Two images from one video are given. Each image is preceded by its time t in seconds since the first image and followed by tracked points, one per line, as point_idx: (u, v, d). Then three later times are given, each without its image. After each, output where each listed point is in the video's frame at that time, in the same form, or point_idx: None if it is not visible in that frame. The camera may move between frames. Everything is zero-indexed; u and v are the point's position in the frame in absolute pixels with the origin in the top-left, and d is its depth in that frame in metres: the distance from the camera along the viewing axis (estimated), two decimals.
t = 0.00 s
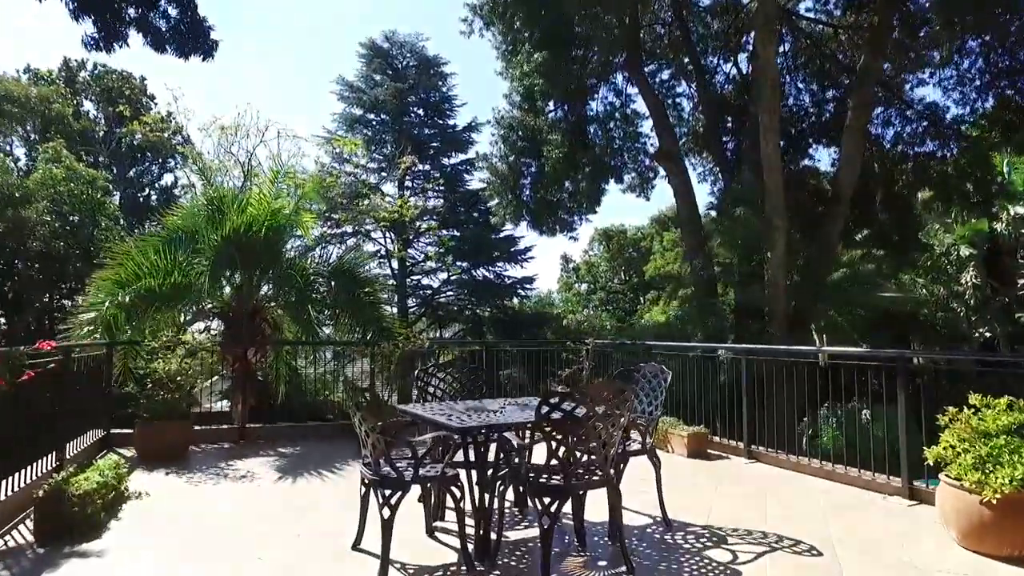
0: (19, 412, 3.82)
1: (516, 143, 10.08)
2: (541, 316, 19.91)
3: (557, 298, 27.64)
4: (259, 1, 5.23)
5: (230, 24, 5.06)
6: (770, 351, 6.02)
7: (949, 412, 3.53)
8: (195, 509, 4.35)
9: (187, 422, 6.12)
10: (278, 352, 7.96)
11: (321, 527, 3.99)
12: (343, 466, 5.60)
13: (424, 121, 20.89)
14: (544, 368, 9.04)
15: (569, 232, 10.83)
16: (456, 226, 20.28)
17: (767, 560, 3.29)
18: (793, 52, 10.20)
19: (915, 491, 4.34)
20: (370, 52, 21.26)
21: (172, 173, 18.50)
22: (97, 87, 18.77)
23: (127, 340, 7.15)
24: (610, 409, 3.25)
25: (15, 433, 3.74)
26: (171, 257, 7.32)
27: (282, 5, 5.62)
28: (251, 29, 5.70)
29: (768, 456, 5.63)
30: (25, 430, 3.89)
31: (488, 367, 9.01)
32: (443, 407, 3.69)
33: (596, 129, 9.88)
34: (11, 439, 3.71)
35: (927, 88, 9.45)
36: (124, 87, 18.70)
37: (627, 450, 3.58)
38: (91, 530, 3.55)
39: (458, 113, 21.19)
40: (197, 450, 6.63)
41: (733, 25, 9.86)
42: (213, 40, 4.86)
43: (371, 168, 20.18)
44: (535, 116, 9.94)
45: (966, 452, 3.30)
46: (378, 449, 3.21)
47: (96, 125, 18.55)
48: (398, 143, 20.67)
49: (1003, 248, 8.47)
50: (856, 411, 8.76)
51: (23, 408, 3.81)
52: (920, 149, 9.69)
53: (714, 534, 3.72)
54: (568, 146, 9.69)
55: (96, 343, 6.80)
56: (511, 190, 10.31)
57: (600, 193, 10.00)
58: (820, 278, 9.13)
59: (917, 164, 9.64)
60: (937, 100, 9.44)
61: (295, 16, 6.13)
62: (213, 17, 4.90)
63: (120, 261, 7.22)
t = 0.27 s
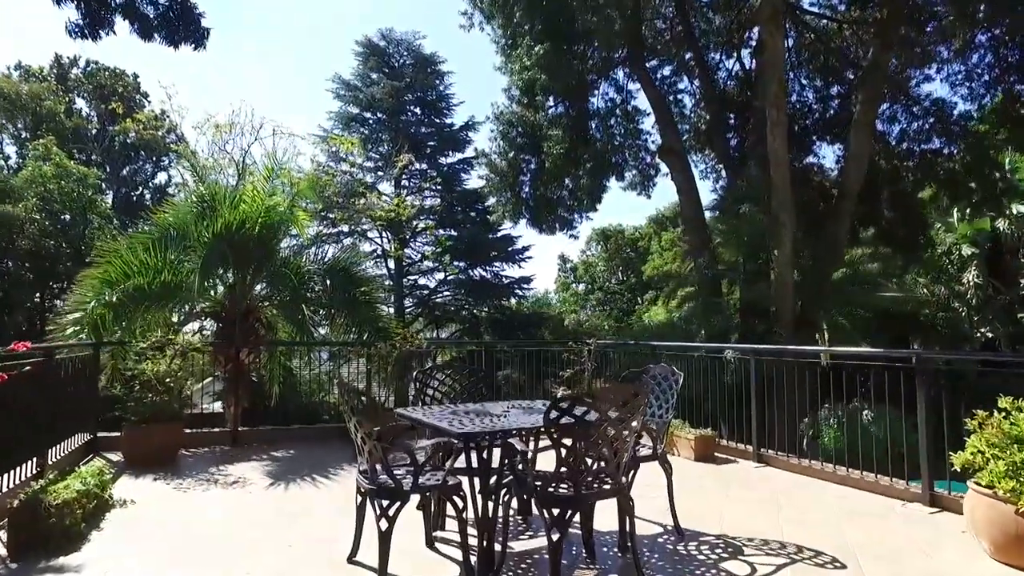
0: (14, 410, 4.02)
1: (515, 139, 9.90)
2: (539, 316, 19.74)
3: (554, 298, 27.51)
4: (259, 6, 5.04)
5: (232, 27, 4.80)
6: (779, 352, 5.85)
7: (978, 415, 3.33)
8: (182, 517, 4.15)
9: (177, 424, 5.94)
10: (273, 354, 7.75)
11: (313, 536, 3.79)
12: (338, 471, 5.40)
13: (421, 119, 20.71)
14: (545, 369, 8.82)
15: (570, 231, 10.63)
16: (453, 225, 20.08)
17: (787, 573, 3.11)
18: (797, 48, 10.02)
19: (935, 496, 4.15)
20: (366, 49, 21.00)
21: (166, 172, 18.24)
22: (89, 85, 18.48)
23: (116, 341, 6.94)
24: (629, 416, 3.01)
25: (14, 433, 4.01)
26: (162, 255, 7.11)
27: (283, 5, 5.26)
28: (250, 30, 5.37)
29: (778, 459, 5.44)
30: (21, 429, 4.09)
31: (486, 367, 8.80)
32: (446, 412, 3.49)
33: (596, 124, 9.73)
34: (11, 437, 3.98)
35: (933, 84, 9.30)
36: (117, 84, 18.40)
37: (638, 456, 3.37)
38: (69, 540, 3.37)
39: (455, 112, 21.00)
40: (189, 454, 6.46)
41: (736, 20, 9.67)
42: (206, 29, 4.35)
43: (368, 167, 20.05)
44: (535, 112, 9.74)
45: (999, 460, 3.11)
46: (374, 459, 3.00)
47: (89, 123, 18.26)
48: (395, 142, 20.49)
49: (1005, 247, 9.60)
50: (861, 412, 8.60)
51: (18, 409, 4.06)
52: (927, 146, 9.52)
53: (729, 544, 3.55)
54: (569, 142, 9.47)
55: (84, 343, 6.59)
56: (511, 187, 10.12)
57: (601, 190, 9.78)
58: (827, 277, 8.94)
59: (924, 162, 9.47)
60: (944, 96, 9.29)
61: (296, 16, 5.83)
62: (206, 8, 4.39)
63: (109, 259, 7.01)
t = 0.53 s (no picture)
0: (13, 411, 4.41)
1: (513, 137, 9.72)
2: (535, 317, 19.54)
3: (551, 299, 27.35)
4: (259, 1, 4.89)
5: (231, 21, 4.62)
6: (785, 355, 5.69)
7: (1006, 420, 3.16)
8: (165, 526, 3.95)
9: (165, 429, 5.74)
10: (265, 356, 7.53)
11: (302, 548, 3.59)
12: (331, 478, 5.21)
13: (416, 118, 20.53)
14: (545, 370, 8.61)
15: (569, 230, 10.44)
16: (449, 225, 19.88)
17: None
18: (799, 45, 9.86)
19: (954, 505, 3.96)
20: (361, 47, 20.81)
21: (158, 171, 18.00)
22: (80, 82, 18.21)
23: (103, 342, 6.74)
24: (639, 426, 2.81)
25: (14, 433, 4.39)
26: (150, 255, 6.91)
27: (283, 9, 5.49)
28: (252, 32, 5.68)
29: (786, 465, 5.26)
30: (20, 429, 4.46)
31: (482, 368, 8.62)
32: (444, 419, 3.29)
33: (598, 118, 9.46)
34: (11, 436, 4.35)
35: (938, 81, 9.17)
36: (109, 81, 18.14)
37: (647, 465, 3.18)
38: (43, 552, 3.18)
39: (451, 111, 20.82)
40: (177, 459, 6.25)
41: (737, 16, 9.51)
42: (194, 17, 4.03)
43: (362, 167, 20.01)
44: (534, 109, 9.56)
45: None
46: (368, 468, 2.80)
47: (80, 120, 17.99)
48: (390, 141, 20.34)
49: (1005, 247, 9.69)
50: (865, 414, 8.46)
51: (18, 411, 4.44)
52: (931, 144, 9.38)
53: (742, 557, 3.37)
54: (569, 139, 9.30)
55: (69, 345, 6.39)
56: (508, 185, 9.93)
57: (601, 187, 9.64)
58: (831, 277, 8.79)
59: (928, 160, 9.34)
60: (949, 94, 9.17)
61: (296, 17, 6.02)
62: None
63: (96, 258, 6.81)
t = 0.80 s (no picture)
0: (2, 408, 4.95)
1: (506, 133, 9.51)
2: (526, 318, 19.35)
3: (542, 299, 27.18)
4: None
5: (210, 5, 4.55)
6: (788, 355, 5.53)
7: None
8: (140, 538, 3.70)
9: (145, 433, 5.50)
10: (251, 357, 7.29)
11: (285, 560, 3.35)
12: (317, 485, 4.98)
13: (407, 117, 20.31)
14: (538, 371, 8.38)
15: (563, 228, 10.26)
16: (440, 225, 19.66)
17: None
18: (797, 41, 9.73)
19: (971, 513, 3.79)
20: (351, 45, 20.57)
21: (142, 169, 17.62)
22: (63, 77, 17.84)
23: (81, 344, 6.47)
24: (650, 433, 2.61)
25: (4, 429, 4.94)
26: (131, 252, 6.66)
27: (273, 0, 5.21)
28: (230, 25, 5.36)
29: (791, 470, 5.08)
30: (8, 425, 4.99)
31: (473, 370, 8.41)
32: (438, 425, 3.08)
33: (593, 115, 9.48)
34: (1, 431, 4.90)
35: (936, 78, 9.05)
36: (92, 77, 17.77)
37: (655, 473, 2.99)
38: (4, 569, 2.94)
39: (442, 110, 20.62)
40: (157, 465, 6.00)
41: (734, 13, 9.36)
42: None
43: (353, 166, 19.93)
44: (529, 105, 9.34)
45: None
46: (357, 480, 2.59)
47: (62, 117, 17.58)
48: (380, 140, 20.12)
49: (996, 252, 11.60)
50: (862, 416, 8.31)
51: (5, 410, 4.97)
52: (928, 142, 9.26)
53: (754, 570, 3.19)
54: (564, 134, 9.13)
55: (45, 346, 6.13)
56: (502, 182, 9.72)
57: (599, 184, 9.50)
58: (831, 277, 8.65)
59: (926, 159, 9.26)
60: (948, 92, 9.06)
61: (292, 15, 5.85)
62: None
63: (74, 255, 6.55)
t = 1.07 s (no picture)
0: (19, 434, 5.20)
1: (499, 133, 9.34)
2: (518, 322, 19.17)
3: (533, 303, 27.01)
4: None
5: None
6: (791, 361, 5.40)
7: None
8: (113, 555, 3.49)
9: (123, 443, 5.27)
10: (237, 363, 7.06)
11: None
12: (303, 496, 4.78)
13: (398, 119, 20.11)
14: (532, 376, 8.21)
15: (556, 231, 10.11)
16: (431, 228, 19.46)
17: None
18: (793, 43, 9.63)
19: (987, 527, 3.64)
20: (342, 46, 20.37)
21: (128, 170, 17.29)
22: (46, 76, 17.47)
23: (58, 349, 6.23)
24: (660, 447, 2.42)
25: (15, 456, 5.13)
26: (111, 254, 6.42)
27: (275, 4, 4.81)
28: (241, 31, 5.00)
29: (794, 479, 4.92)
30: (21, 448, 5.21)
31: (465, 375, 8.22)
32: (430, 437, 2.90)
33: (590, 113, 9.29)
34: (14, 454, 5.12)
35: (933, 80, 9.08)
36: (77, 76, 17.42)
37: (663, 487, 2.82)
38: None
39: (433, 113, 20.44)
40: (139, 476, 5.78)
41: (729, 13, 9.25)
42: None
43: (344, 168, 19.42)
44: (522, 104, 9.19)
45: None
46: (341, 498, 2.40)
47: (45, 116, 17.22)
48: (371, 142, 19.89)
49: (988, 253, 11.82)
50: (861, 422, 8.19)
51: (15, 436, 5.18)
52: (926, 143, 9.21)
53: None
54: (558, 134, 8.99)
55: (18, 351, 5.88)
56: (494, 184, 9.55)
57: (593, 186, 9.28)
58: (832, 279, 8.54)
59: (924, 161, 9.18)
60: (944, 94, 9.04)
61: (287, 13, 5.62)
62: None
63: (51, 257, 6.31)
